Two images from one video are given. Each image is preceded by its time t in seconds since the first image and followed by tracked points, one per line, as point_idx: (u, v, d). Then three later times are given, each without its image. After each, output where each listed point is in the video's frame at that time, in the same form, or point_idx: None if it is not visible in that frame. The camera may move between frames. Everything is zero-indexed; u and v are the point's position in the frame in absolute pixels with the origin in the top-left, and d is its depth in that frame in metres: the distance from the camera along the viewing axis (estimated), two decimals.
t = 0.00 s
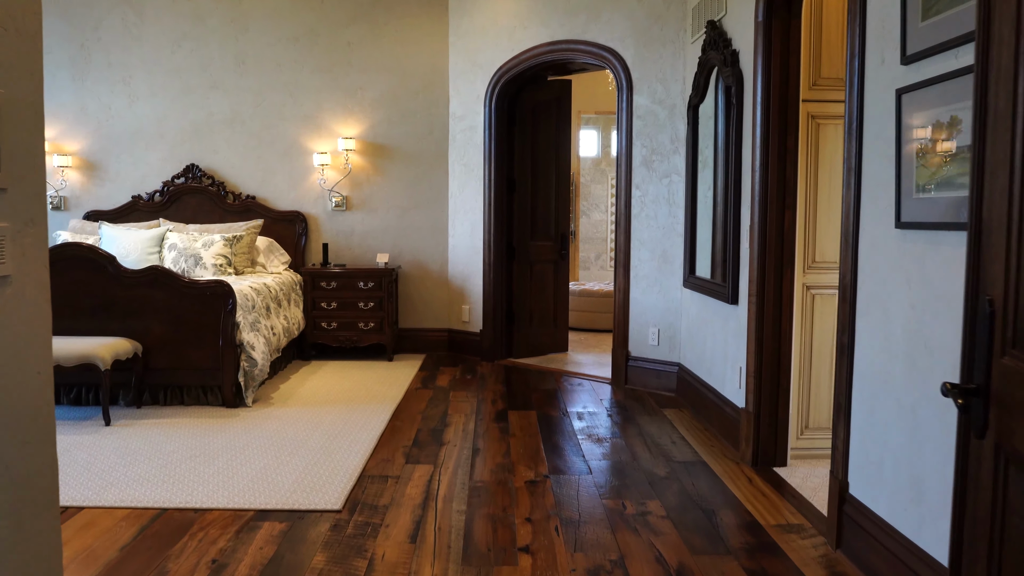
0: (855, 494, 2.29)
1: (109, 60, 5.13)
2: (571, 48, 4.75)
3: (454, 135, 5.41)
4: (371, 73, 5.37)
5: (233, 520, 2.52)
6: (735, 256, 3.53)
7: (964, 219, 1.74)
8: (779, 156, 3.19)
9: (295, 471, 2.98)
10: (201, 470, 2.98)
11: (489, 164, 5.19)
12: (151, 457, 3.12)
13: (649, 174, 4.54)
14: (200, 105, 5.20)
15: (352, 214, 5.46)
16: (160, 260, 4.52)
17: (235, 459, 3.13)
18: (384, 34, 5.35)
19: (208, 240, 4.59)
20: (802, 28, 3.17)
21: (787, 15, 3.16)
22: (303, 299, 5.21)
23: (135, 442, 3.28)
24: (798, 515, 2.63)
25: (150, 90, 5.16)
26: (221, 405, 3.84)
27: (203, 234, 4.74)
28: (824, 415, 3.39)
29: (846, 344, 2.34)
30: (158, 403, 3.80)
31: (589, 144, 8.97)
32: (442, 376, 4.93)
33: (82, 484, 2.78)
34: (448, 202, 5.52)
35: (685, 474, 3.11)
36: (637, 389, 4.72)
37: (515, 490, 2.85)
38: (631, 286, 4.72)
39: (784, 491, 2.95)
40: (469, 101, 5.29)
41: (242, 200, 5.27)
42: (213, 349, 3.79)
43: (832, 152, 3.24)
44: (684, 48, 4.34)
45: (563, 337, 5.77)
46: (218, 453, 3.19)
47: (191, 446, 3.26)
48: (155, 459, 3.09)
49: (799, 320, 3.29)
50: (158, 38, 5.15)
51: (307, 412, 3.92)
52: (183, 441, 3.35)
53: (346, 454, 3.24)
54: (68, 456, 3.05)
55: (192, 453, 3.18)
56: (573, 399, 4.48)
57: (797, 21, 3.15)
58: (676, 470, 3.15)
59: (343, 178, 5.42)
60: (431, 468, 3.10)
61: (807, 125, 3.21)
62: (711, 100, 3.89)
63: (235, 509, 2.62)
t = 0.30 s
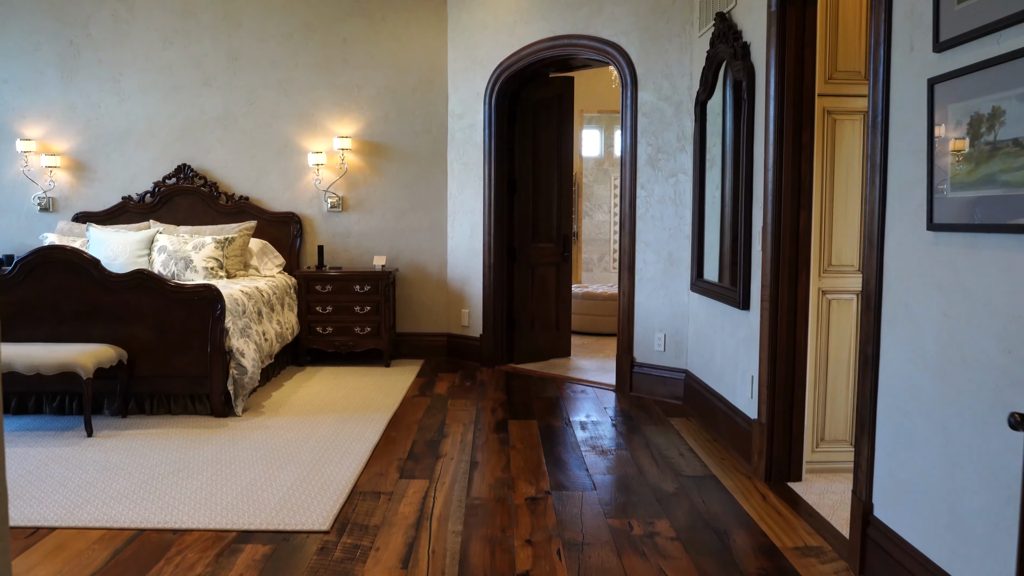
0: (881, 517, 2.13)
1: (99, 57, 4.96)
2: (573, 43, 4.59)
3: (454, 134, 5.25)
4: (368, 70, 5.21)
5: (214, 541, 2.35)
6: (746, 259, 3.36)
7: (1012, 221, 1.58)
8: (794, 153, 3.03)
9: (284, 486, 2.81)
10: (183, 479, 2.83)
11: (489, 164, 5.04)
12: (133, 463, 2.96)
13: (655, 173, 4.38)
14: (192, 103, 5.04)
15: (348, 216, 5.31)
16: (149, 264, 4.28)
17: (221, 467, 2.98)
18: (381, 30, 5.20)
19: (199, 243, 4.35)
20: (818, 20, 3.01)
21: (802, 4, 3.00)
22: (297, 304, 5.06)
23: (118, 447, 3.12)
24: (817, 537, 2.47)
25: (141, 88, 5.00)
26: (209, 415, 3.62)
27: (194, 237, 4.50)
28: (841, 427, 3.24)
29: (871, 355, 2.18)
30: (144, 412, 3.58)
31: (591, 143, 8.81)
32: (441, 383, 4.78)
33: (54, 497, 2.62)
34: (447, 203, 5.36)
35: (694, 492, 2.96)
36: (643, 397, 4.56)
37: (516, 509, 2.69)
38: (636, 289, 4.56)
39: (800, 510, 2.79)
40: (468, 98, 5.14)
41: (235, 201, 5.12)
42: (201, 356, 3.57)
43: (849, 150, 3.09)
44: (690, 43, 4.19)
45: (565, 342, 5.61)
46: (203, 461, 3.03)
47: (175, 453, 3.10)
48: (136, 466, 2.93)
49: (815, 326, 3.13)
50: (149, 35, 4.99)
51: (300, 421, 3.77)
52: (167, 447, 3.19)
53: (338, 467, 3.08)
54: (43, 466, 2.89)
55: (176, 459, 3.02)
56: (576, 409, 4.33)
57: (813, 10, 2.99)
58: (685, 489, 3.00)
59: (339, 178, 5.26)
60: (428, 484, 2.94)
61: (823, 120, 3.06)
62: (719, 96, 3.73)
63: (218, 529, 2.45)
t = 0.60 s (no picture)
0: (913, 544, 1.96)
1: (91, 54, 4.82)
2: (579, 38, 4.43)
3: (455, 132, 5.09)
4: (367, 67, 5.06)
5: (194, 561, 2.19)
6: (761, 263, 3.19)
7: None
8: (813, 151, 2.86)
9: (271, 504, 2.64)
10: (164, 491, 2.66)
11: (491, 163, 4.88)
12: (111, 470, 2.78)
13: (663, 173, 4.21)
14: (186, 101, 4.90)
15: (347, 217, 5.16)
16: (141, 267, 4.06)
17: (205, 479, 2.81)
18: (381, 26, 5.04)
19: (191, 244, 4.13)
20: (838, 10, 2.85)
21: None
22: (293, 308, 4.91)
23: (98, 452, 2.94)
24: (840, 564, 2.30)
25: (133, 86, 4.86)
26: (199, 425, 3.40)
27: (187, 238, 4.27)
28: (862, 440, 3.07)
29: (903, 369, 2.00)
30: (132, 421, 3.35)
31: (597, 143, 8.64)
32: (441, 390, 4.62)
33: (25, 507, 2.44)
34: (448, 203, 5.20)
35: (706, 511, 2.79)
36: (651, 405, 4.39)
37: (517, 530, 2.52)
38: (644, 293, 4.39)
39: (819, 531, 2.61)
40: (470, 96, 4.98)
41: (230, 202, 4.97)
42: (190, 364, 3.35)
43: (870, 147, 2.93)
44: (701, 37, 4.02)
45: (570, 347, 5.45)
46: (186, 472, 2.87)
47: (156, 461, 2.93)
48: (113, 474, 2.75)
49: (834, 333, 2.97)
50: (142, 30, 4.84)
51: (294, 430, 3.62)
52: (148, 454, 3.01)
53: (330, 481, 2.91)
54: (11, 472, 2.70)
55: (158, 469, 2.86)
56: (580, 418, 4.16)
57: None
58: (696, 507, 2.83)
59: (337, 178, 5.11)
60: (424, 501, 2.78)
61: (843, 115, 2.90)
62: (731, 92, 3.57)
63: (200, 550, 2.26)
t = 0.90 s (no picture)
0: None
1: (97, 51, 4.74)
2: (595, 31, 4.26)
3: (468, 130, 4.94)
4: (377, 63, 4.93)
5: None
6: (790, 265, 3.00)
7: None
8: (847, 147, 2.66)
9: (269, 520, 2.50)
10: (155, 505, 2.52)
11: (505, 162, 4.72)
12: (101, 481, 2.65)
13: (684, 171, 4.03)
14: (193, 99, 4.80)
15: (357, 217, 5.03)
16: (145, 269, 3.95)
17: (200, 492, 2.68)
18: (392, 21, 4.91)
19: (196, 246, 4.01)
20: None
21: None
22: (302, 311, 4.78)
23: (86, 461, 2.80)
24: None
25: (139, 84, 4.77)
26: (200, 432, 3.25)
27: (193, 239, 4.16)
28: (898, 455, 2.89)
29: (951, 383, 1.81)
30: (132, 428, 3.20)
31: (615, 143, 8.46)
32: (453, 397, 4.47)
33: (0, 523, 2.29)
34: (461, 203, 5.05)
35: (732, 531, 2.60)
36: (671, 413, 4.21)
37: (529, 551, 2.36)
38: (664, 297, 4.21)
39: (854, 555, 2.42)
40: (483, 93, 4.83)
41: (237, 202, 4.86)
42: (192, 369, 3.20)
43: (907, 142, 2.74)
44: (724, 29, 3.84)
45: (586, 352, 5.28)
46: (181, 484, 2.73)
47: (150, 471, 2.79)
48: (103, 487, 2.62)
49: (869, 341, 2.78)
50: (149, 27, 4.75)
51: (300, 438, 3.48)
52: (142, 463, 2.88)
53: (331, 496, 2.76)
54: None
55: (152, 480, 2.72)
56: (597, 427, 3.99)
57: None
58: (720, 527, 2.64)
59: (347, 177, 4.99)
60: (431, 518, 2.62)
61: (878, 107, 2.72)
62: (756, 86, 3.39)
63: (189, 570, 2.12)
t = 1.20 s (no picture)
0: None
1: (109, 49, 4.66)
2: (618, 24, 4.08)
3: (487, 129, 4.79)
4: (393, 59, 4.80)
5: None
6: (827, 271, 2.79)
7: None
8: (889, 142, 2.45)
9: (270, 540, 2.35)
10: (153, 521, 2.39)
11: (524, 161, 4.56)
12: (98, 493, 2.52)
13: (712, 170, 3.83)
14: (206, 97, 4.71)
15: (373, 218, 4.91)
16: (155, 271, 3.84)
17: (201, 507, 2.54)
18: (408, 16, 4.78)
19: (206, 248, 3.90)
20: None
21: None
22: (315, 315, 4.67)
23: (84, 472, 2.67)
24: None
25: (152, 82, 4.69)
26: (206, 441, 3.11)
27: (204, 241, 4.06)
28: (945, 475, 2.65)
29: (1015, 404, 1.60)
30: (137, 436, 3.07)
31: (639, 142, 8.25)
32: (469, 405, 4.32)
33: None
34: (480, 204, 4.90)
35: (766, 557, 2.40)
36: (697, 423, 4.02)
37: None
38: (690, 302, 4.01)
39: None
40: (502, 89, 4.68)
41: (250, 203, 4.76)
42: (199, 377, 3.06)
43: (955, 139, 2.53)
44: (754, 19, 3.64)
45: (608, 357, 5.10)
46: (181, 498, 2.59)
47: (150, 482, 2.66)
48: (100, 500, 2.48)
49: (913, 353, 2.56)
50: (161, 24, 4.67)
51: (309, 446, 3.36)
52: (143, 473, 2.74)
53: (337, 514, 2.60)
54: None
55: (153, 493, 2.59)
56: (619, 437, 3.81)
57: None
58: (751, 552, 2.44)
59: (363, 177, 4.86)
60: (441, 538, 2.46)
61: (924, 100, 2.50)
62: (789, 80, 3.18)
63: None
